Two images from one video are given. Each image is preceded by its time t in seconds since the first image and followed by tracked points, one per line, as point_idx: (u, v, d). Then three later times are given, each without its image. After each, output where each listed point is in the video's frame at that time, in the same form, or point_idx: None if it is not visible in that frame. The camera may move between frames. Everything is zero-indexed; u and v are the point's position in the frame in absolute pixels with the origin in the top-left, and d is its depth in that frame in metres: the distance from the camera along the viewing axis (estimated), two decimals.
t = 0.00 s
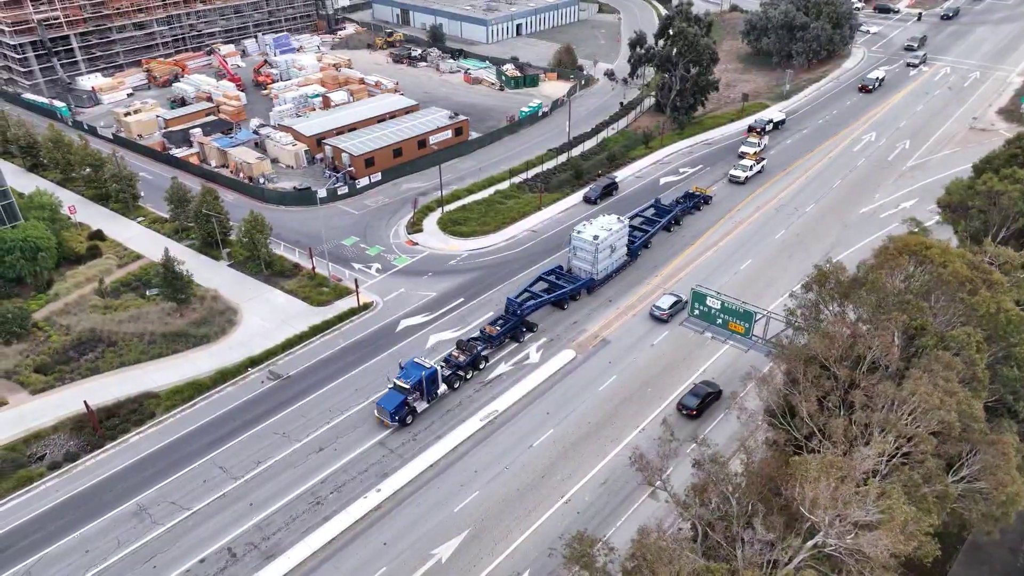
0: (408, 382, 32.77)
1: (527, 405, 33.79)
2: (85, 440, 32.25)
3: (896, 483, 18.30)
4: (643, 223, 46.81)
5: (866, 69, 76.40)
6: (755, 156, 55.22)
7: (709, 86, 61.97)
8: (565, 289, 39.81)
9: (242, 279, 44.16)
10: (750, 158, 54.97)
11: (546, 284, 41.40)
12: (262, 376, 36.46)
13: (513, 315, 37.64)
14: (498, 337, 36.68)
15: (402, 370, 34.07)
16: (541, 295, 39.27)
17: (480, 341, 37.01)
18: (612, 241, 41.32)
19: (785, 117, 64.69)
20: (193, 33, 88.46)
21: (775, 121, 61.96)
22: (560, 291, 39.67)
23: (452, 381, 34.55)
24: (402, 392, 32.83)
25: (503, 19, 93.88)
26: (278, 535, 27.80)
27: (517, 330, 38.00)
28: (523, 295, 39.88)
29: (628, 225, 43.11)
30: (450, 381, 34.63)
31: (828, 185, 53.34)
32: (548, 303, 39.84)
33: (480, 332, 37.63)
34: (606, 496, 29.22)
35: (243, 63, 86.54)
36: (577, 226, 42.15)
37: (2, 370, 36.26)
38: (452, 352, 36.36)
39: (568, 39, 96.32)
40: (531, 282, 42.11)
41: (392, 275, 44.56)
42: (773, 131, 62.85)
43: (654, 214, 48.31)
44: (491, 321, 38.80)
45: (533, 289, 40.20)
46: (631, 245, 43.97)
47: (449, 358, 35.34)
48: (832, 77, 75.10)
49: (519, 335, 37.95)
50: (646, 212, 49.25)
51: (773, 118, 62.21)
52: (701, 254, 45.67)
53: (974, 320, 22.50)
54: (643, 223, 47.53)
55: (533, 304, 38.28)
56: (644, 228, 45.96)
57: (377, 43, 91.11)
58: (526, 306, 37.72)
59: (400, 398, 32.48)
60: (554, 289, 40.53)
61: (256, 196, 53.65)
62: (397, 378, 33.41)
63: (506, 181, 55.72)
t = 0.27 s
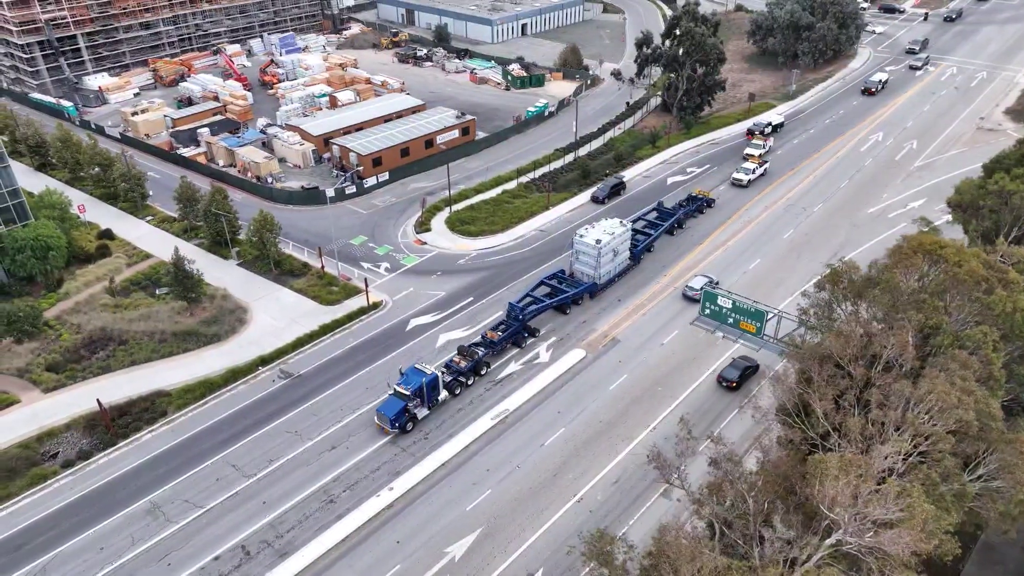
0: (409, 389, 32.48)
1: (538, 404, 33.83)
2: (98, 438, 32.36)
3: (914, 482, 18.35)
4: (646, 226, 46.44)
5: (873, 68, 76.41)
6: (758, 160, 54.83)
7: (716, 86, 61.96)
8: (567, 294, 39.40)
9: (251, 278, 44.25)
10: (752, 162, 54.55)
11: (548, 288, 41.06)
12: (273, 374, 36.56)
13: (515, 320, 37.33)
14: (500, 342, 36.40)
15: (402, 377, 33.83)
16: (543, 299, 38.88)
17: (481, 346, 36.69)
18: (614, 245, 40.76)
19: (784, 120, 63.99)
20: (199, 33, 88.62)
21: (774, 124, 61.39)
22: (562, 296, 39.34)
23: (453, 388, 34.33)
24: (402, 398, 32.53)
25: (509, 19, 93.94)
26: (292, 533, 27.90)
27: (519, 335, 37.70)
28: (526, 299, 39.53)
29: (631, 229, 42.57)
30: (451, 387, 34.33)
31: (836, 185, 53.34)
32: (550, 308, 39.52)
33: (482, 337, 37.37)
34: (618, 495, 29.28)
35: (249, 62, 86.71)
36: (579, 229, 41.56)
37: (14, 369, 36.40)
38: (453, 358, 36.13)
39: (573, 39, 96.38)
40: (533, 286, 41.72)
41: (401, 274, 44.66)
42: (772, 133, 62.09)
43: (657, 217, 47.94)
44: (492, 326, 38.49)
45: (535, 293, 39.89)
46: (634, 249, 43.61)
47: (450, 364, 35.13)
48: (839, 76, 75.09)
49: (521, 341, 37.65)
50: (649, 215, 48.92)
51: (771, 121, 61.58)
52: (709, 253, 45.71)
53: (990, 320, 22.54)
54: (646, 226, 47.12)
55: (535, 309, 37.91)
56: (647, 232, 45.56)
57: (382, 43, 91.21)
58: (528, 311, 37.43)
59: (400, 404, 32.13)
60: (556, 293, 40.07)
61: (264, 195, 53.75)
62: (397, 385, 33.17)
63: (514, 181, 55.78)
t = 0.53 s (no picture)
0: (409, 395, 31.94)
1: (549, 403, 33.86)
2: (110, 436, 32.47)
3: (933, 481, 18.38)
4: (649, 229, 45.99)
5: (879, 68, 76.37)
6: (761, 162, 54.35)
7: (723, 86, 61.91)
8: (569, 299, 39.04)
9: (260, 278, 44.31)
10: (755, 164, 54.06)
11: (550, 293, 40.67)
12: (284, 373, 36.63)
13: (516, 325, 37.10)
14: (501, 348, 36.07)
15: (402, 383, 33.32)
16: (545, 304, 38.56)
17: (483, 352, 36.34)
18: (617, 249, 40.36)
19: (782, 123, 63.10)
20: (205, 33, 88.78)
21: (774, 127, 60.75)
22: (564, 300, 38.93)
23: (454, 394, 33.91)
24: (402, 405, 32.02)
25: (514, 19, 94.00)
26: (305, 531, 27.97)
27: (521, 340, 37.32)
28: (527, 305, 39.19)
29: (634, 233, 42.17)
30: (452, 393, 33.87)
31: (843, 185, 53.33)
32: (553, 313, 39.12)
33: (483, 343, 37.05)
34: (630, 494, 29.33)
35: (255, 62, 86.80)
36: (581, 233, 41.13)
37: (26, 367, 36.56)
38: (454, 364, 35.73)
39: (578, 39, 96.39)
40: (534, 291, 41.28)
41: (410, 273, 44.72)
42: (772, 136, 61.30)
43: (660, 221, 47.52)
44: (493, 332, 38.13)
45: (537, 298, 39.51)
46: (637, 253, 43.19)
47: (451, 369, 34.71)
48: (845, 76, 75.06)
49: (523, 346, 37.25)
50: (652, 219, 48.59)
51: (769, 124, 60.96)
52: (718, 253, 45.72)
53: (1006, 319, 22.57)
54: (649, 229, 46.65)
55: (537, 314, 37.66)
56: (650, 235, 45.08)
57: (388, 43, 91.28)
58: (529, 315, 37.22)
59: (401, 411, 31.65)
60: (558, 298, 39.72)
61: (272, 195, 53.85)
62: (398, 391, 32.66)
63: (522, 180, 55.83)
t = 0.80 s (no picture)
0: (411, 402, 31.74)
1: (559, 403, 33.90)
2: (123, 435, 32.57)
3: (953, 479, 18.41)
4: (652, 233, 45.49)
5: (885, 68, 76.33)
6: (764, 165, 53.86)
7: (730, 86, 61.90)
8: (572, 304, 38.60)
9: (270, 277, 44.38)
10: (758, 167, 53.55)
11: (552, 298, 40.27)
12: (295, 372, 36.69)
13: (519, 330, 36.68)
14: (503, 353, 35.62)
15: (403, 390, 33.08)
16: (547, 309, 38.14)
17: (485, 357, 35.92)
18: (620, 253, 39.99)
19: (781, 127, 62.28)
20: (211, 32, 88.92)
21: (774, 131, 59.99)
22: (567, 305, 38.52)
23: (455, 400, 33.54)
24: (403, 412, 31.76)
25: (520, 19, 94.05)
26: (319, 530, 28.03)
27: (523, 346, 36.91)
28: (530, 309, 38.72)
29: (637, 237, 41.88)
30: (453, 400, 33.51)
31: (851, 185, 53.32)
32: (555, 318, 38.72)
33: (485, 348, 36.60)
34: (642, 493, 29.36)
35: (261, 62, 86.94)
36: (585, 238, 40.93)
37: (38, 366, 36.72)
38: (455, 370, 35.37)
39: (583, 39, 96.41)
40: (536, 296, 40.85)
41: (420, 273, 44.78)
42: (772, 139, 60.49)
43: (663, 225, 46.98)
44: (496, 336, 37.74)
45: (539, 303, 39.09)
46: (640, 256, 42.72)
47: (452, 376, 34.34)
48: (851, 76, 75.04)
49: (526, 352, 36.86)
50: (655, 222, 48.11)
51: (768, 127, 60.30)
52: (727, 252, 45.73)
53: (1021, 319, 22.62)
54: (652, 233, 46.21)
55: (539, 319, 37.28)
56: (653, 239, 44.64)
57: (393, 43, 91.37)
58: (531, 321, 36.81)
59: (401, 418, 31.38)
60: (560, 303, 39.31)
61: (280, 194, 53.95)
62: (398, 398, 32.43)
63: (529, 180, 55.88)
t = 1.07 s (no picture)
0: (411, 409, 31.34)
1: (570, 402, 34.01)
2: (136, 433, 32.69)
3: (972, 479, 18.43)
4: (655, 237, 45.04)
5: (892, 68, 76.30)
6: (767, 169, 53.39)
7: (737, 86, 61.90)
8: (575, 309, 38.13)
9: (279, 276, 44.46)
10: (761, 170, 53.10)
11: (554, 302, 39.83)
12: (306, 371, 36.73)
13: (521, 336, 36.36)
14: (505, 359, 35.25)
15: (404, 396, 32.66)
16: (550, 314, 37.67)
17: (486, 364, 35.53)
18: (623, 257, 39.58)
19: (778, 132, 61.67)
20: (217, 32, 89.06)
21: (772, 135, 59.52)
22: (570, 310, 38.07)
23: (457, 407, 33.06)
24: (404, 419, 31.36)
25: (525, 19, 94.10)
26: (332, 528, 28.09)
27: (526, 351, 36.52)
28: (532, 314, 38.27)
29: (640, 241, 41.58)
30: (455, 407, 33.17)
31: (859, 185, 53.30)
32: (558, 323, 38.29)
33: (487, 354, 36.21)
34: (654, 492, 29.39)
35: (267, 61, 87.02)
36: (587, 242, 40.56)
37: (50, 365, 36.84)
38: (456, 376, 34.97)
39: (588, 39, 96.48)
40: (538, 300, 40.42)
41: (429, 272, 44.83)
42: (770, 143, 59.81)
43: (666, 228, 46.62)
44: (498, 342, 37.36)
45: (542, 308, 38.65)
46: (643, 261, 42.35)
47: (453, 382, 33.93)
48: (858, 76, 75.04)
49: (528, 357, 36.47)
50: (658, 226, 47.67)
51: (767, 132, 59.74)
52: (737, 252, 45.74)
53: None
54: (655, 237, 45.82)
55: (542, 324, 36.88)
56: (656, 243, 44.30)
57: (399, 42, 91.43)
58: (534, 326, 36.39)
59: (402, 425, 31.01)
60: (563, 308, 38.79)
61: (288, 193, 54.06)
62: (399, 405, 32.01)
63: (537, 180, 55.92)
